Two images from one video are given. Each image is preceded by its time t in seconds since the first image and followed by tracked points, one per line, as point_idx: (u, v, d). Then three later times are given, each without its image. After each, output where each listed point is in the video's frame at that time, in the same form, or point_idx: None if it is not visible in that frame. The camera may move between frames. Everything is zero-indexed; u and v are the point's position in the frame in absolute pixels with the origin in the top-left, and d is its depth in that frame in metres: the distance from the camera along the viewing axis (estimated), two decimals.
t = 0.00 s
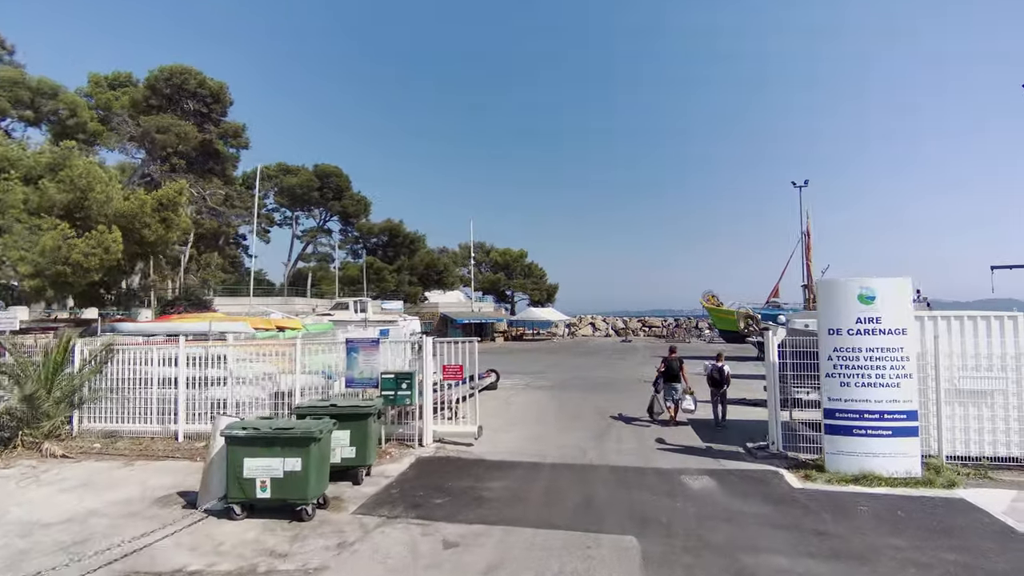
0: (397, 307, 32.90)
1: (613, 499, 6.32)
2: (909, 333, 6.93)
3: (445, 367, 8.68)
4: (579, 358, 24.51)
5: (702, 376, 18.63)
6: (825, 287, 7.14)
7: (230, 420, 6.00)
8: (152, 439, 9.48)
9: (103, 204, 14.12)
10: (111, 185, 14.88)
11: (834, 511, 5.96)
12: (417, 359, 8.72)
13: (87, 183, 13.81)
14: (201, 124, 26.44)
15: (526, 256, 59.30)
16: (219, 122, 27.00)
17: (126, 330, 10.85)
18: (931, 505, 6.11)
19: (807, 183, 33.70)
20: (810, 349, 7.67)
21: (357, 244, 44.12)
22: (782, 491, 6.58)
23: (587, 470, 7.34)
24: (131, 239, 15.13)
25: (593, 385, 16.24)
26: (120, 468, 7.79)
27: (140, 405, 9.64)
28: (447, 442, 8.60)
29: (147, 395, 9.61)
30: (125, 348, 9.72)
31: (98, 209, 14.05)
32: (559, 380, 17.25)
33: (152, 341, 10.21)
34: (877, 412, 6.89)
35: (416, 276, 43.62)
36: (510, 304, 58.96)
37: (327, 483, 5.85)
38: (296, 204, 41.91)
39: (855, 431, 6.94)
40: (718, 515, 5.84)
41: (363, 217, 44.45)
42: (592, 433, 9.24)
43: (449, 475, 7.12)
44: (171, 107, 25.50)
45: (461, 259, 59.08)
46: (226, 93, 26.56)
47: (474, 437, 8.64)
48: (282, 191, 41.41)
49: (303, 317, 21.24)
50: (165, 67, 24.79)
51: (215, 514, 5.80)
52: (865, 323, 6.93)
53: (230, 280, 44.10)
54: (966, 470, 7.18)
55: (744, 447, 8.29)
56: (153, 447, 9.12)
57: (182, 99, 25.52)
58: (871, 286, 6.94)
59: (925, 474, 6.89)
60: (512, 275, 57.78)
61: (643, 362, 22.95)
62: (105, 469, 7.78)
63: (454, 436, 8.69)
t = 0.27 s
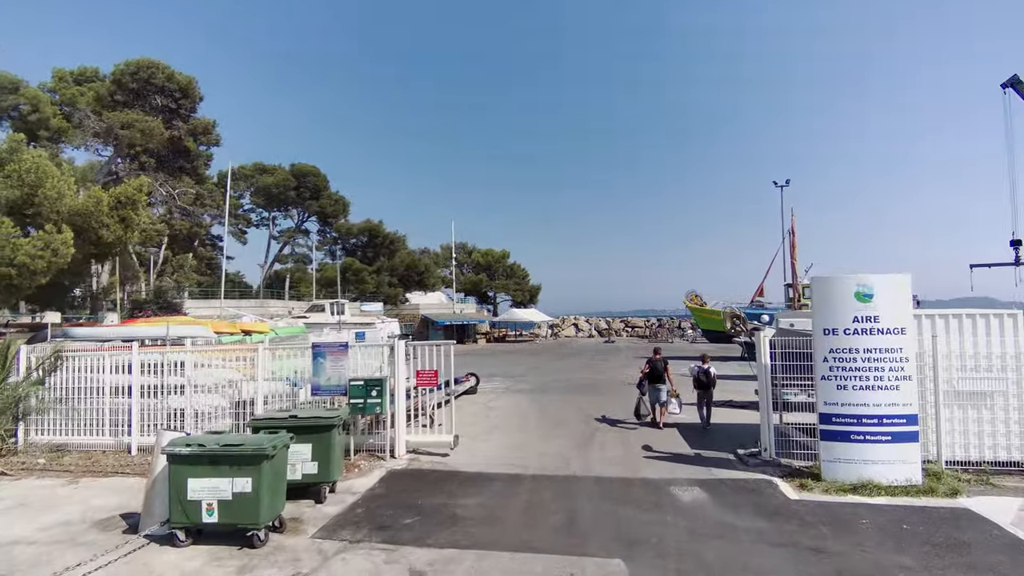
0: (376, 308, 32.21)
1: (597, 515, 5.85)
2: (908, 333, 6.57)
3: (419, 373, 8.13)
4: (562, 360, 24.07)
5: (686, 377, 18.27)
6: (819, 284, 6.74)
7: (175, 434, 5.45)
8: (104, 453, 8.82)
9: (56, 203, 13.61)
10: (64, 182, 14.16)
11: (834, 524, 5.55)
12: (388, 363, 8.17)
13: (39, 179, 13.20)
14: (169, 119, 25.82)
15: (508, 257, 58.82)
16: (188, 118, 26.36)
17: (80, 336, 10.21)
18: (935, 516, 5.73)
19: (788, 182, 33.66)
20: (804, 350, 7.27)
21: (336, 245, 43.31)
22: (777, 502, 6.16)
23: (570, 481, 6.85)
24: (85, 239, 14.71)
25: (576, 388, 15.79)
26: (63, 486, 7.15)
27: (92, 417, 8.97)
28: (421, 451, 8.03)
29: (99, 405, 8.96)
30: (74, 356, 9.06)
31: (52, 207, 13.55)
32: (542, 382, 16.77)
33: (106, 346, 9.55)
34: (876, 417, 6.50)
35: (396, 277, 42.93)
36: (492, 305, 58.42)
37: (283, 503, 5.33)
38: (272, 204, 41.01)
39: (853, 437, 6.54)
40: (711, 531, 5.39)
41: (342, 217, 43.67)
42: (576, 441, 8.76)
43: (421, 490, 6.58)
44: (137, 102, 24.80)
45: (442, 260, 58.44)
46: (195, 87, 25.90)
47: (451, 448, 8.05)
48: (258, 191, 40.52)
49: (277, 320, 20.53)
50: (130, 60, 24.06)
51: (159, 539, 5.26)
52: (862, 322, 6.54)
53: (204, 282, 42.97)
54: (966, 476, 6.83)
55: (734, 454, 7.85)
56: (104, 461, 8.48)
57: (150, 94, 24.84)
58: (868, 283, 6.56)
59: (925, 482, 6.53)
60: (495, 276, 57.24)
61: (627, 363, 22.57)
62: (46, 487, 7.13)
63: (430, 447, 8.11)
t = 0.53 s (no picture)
0: (353, 308, 31.49)
1: (580, 531, 5.37)
2: (907, 335, 6.20)
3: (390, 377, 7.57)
4: (544, 361, 23.61)
5: (670, 378, 17.92)
6: (815, 283, 6.35)
7: (109, 446, 4.89)
8: (48, 463, 8.15)
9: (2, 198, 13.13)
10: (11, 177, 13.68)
11: (834, 541, 5.14)
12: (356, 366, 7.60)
13: None
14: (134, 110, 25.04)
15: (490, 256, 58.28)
16: (155, 110, 25.56)
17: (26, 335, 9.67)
18: (940, 531, 5.35)
19: (769, 182, 33.66)
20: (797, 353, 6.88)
21: (313, 243, 42.42)
22: (772, 516, 5.74)
23: (550, 493, 6.37)
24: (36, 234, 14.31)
25: (557, 390, 15.33)
26: None
27: (36, 423, 8.31)
28: (393, 461, 7.47)
29: (43, 410, 8.30)
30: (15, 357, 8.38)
31: None
32: (523, 384, 16.29)
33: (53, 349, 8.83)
34: (875, 424, 6.12)
35: (375, 276, 42.18)
36: (474, 305, 57.83)
37: (230, 523, 4.81)
38: (247, 200, 40.00)
39: (850, 445, 6.16)
40: (703, 550, 4.94)
41: (319, 215, 42.80)
42: (557, 447, 8.29)
43: (389, 503, 6.05)
44: (102, 92, 23.97)
45: (423, 259, 57.72)
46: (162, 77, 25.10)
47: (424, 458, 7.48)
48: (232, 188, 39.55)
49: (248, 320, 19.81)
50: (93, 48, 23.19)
51: (86, 565, 4.69)
52: (859, 323, 6.16)
53: (176, 280, 41.77)
54: (966, 485, 6.49)
55: (723, 462, 7.43)
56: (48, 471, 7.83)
57: (115, 84, 24.06)
58: (866, 282, 6.19)
59: (925, 492, 6.17)
60: (476, 275, 56.65)
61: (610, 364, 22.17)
62: None
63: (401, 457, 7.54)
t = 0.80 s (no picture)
0: (331, 307, 30.75)
1: (563, 550, 4.91)
2: (910, 335, 5.83)
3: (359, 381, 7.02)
4: (527, 361, 23.15)
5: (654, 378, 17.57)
6: (812, 280, 5.95)
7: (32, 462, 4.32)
8: None
9: None
10: None
11: (837, 559, 4.74)
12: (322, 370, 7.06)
13: None
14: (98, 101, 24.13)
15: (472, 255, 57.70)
16: (121, 101, 24.66)
17: None
18: (948, 545, 5.00)
19: (752, 182, 33.77)
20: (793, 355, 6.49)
21: (291, 241, 41.51)
22: (770, 529, 5.34)
23: (530, 506, 5.90)
24: None
25: (540, 392, 14.86)
26: None
27: None
28: (362, 472, 6.95)
29: None
30: None
31: None
32: (504, 386, 15.81)
33: None
34: (876, 430, 5.75)
35: (354, 275, 41.41)
36: (455, 304, 57.21)
37: (169, 549, 4.28)
38: (222, 197, 38.97)
39: (850, 452, 5.78)
40: (698, 571, 4.51)
41: (297, 212, 41.89)
42: (539, 454, 7.83)
43: (354, 521, 5.53)
44: (66, 83, 23.08)
45: (404, 258, 56.97)
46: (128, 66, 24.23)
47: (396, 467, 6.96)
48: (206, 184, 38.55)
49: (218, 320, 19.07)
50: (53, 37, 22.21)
51: None
52: (860, 323, 5.78)
53: (148, 279, 40.53)
54: (968, 493, 6.15)
55: (713, 470, 7.01)
56: None
57: (79, 74, 23.20)
58: (866, 279, 5.81)
59: (927, 501, 5.82)
60: (458, 274, 56.04)
61: (593, 364, 21.78)
62: None
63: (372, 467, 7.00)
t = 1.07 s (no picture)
0: (310, 308, 30.03)
1: None
2: (917, 338, 5.47)
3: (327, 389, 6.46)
4: (510, 364, 22.69)
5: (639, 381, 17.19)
6: (814, 280, 5.57)
7: None
8: None
9: None
10: None
11: None
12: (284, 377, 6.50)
13: None
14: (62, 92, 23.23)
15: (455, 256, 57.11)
16: (86, 93, 23.79)
17: None
18: (963, 566, 4.62)
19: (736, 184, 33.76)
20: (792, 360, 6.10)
21: (268, 241, 40.63)
22: (771, 550, 4.92)
23: (511, 525, 5.42)
24: None
25: (523, 396, 14.40)
26: None
27: None
28: (330, 487, 6.42)
29: None
30: None
31: None
32: (486, 390, 15.32)
33: None
34: (881, 440, 5.37)
35: (334, 276, 40.62)
36: (438, 306, 56.58)
37: None
38: (197, 195, 37.96)
39: (854, 465, 5.38)
40: None
41: (275, 211, 41.02)
42: (522, 465, 7.36)
43: (316, 544, 5.01)
44: (29, 74, 22.35)
45: (385, 259, 56.24)
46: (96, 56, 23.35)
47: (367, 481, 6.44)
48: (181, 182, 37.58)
49: (189, 322, 18.36)
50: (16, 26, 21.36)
51: None
52: (865, 325, 5.40)
53: (119, 279, 39.31)
54: (974, 506, 5.80)
55: (706, 482, 6.57)
56: None
57: (42, 65, 22.49)
58: (871, 279, 5.44)
59: (935, 516, 5.45)
60: (441, 275, 55.40)
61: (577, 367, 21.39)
62: None
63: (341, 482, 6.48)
